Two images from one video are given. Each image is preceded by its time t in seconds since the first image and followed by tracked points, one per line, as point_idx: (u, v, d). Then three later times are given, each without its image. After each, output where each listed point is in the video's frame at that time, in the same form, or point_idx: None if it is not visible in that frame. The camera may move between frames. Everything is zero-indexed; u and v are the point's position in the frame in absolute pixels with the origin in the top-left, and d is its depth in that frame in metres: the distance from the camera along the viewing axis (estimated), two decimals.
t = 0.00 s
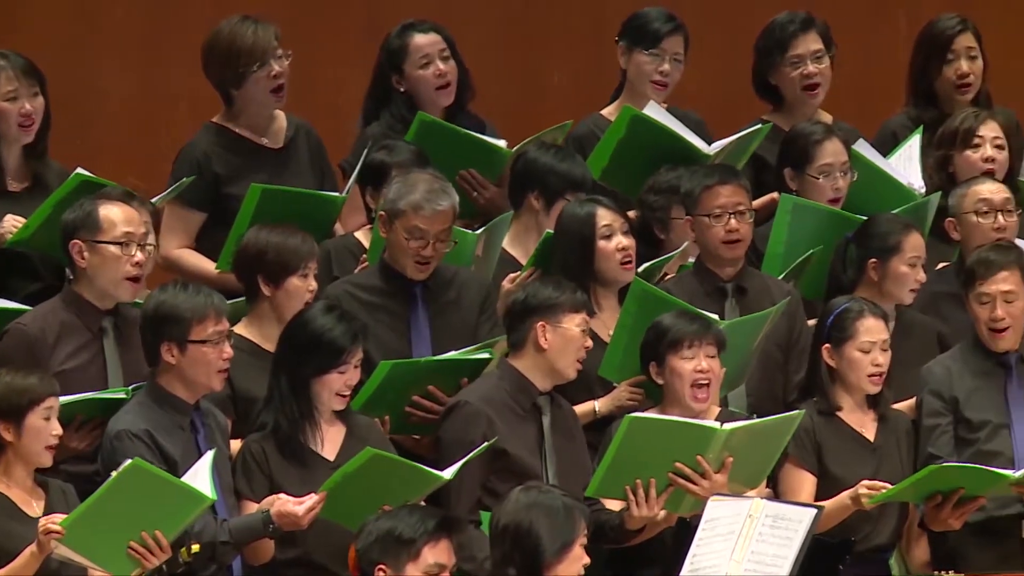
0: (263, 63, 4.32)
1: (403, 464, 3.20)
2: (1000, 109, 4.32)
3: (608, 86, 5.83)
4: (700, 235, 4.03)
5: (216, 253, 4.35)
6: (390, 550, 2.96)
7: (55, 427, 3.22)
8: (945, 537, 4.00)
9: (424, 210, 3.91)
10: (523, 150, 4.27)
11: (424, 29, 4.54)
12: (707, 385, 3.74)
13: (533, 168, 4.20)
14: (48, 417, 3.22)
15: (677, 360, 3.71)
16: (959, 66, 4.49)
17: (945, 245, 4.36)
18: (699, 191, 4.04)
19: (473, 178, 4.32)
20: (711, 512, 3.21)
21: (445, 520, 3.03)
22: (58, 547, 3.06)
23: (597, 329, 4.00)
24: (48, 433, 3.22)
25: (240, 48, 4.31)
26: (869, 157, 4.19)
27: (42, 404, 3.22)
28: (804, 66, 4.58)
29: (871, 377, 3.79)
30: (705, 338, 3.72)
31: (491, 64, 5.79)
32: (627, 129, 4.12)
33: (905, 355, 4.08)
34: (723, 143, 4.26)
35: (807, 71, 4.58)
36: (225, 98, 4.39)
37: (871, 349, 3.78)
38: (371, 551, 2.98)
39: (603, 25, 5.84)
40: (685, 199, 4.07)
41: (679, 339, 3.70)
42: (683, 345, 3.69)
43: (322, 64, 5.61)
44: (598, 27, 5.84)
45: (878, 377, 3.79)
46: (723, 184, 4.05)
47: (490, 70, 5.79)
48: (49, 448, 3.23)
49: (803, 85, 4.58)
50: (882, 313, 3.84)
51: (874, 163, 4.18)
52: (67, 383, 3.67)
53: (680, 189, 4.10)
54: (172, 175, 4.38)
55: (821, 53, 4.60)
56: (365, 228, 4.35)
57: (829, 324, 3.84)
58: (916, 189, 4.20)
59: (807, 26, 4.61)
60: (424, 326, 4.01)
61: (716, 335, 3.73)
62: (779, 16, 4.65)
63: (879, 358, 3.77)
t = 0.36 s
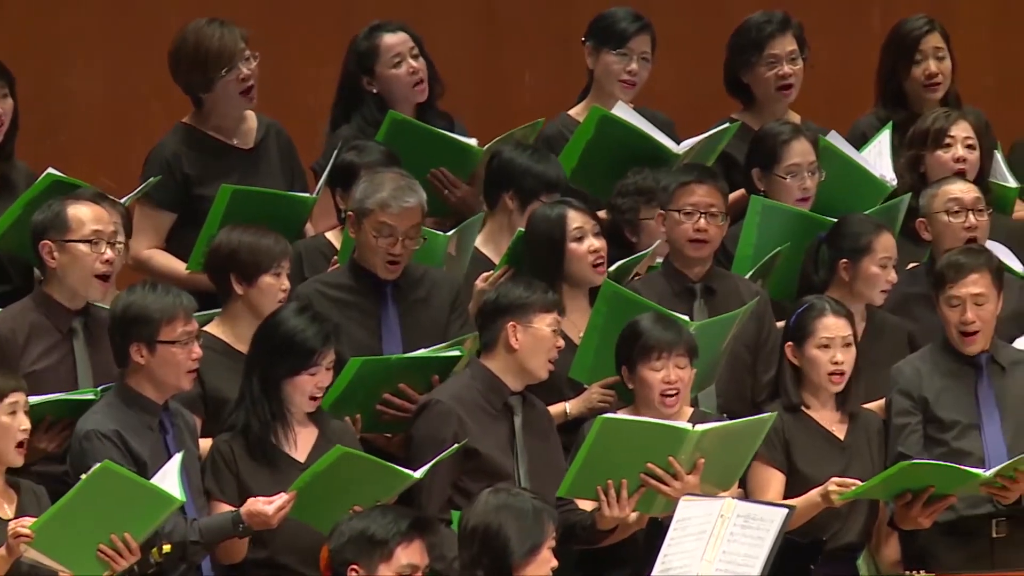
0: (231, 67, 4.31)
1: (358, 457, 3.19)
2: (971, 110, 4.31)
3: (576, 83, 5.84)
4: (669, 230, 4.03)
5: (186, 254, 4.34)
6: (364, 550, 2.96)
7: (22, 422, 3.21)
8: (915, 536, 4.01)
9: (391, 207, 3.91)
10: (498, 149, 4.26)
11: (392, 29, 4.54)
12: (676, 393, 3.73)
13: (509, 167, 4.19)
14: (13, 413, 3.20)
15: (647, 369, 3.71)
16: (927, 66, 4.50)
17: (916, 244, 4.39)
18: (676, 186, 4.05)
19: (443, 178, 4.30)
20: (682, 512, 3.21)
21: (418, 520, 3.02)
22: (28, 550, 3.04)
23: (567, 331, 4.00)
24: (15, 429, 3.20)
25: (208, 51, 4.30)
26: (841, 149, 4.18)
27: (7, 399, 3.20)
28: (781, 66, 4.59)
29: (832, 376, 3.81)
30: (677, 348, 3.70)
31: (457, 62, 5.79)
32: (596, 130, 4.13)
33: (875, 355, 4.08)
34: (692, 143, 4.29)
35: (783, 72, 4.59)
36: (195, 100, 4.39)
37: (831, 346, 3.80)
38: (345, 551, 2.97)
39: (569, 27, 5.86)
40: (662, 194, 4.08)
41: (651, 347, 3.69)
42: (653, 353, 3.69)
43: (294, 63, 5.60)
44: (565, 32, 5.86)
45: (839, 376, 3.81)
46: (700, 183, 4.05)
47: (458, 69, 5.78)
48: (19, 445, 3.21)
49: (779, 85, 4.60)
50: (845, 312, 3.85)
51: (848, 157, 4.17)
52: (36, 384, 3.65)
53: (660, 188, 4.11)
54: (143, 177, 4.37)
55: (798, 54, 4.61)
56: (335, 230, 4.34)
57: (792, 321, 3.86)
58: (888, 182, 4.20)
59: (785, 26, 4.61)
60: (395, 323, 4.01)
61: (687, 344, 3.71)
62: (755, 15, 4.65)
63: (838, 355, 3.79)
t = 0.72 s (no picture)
0: (216, 66, 4.31)
1: (342, 459, 3.18)
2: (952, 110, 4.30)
3: (553, 82, 5.85)
4: (648, 229, 4.03)
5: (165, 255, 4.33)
6: (339, 549, 2.95)
7: None
8: (893, 537, 4.01)
9: (373, 198, 3.93)
10: (484, 148, 4.27)
11: (372, 31, 4.53)
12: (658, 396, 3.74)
13: (491, 168, 4.19)
14: None
15: (630, 372, 3.72)
16: (906, 68, 4.51)
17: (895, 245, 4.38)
18: (656, 186, 4.05)
19: (423, 182, 4.30)
20: (662, 511, 3.21)
21: (394, 518, 3.02)
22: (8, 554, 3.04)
23: (546, 333, 4.00)
24: None
25: (192, 55, 4.31)
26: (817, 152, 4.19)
27: None
28: (763, 67, 4.58)
29: (811, 378, 3.82)
30: (661, 352, 3.71)
31: (436, 60, 5.78)
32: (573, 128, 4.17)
33: (854, 355, 4.08)
34: (668, 140, 4.31)
35: (765, 73, 4.59)
36: (176, 101, 4.38)
37: (811, 346, 3.80)
38: (320, 551, 2.96)
39: (547, 28, 5.86)
40: (642, 194, 4.07)
41: (636, 350, 3.70)
42: (638, 357, 3.70)
43: (275, 63, 5.60)
44: (541, 30, 5.86)
45: (818, 378, 3.82)
46: (680, 185, 4.05)
47: (438, 68, 5.78)
48: None
49: (763, 87, 4.59)
50: (826, 313, 3.85)
51: (826, 162, 4.18)
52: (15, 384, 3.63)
53: (639, 188, 4.11)
54: (123, 179, 4.37)
55: (780, 56, 4.61)
56: (314, 231, 4.34)
57: (772, 322, 3.85)
58: (866, 187, 4.19)
59: (768, 28, 4.61)
60: (374, 322, 4.00)
61: (672, 348, 3.72)
62: (740, 16, 4.64)
63: (817, 356, 3.80)
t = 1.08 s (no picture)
0: (188, 65, 4.32)
1: (326, 460, 3.18)
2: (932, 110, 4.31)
3: (534, 80, 5.87)
4: (630, 230, 4.04)
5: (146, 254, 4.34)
6: (334, 552, 2.77)
7: None
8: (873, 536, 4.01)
9: (357, 190, 3.95)
10: (462, 148, 4.27)
11: (354, 31, 4.54)
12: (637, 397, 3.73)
13: (470, 167, 4.19)
14: None
15: (609, 369, 3.71)
16: (887, 68, 4.51)
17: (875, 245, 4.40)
18: (638, 186, 4.06)
19: (402, 179, 4.31)
20: (642, 511, 3.23)
21: (391, 528, 2.83)
22: None
23: (525, 331, 4.00)
24: None
25: (164, 54, 4.31)
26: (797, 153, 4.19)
27: None
28: (744, 63, 4.59)
29: (794, 378, 3.80)
30: (641, 351, 3.70)
31: (420, 57, 5.78)
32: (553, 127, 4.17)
33: (833, 354, 4.08)
34: (648, 139, 4.32)
35: (747, 69, 4.59)
36: (155, 100, 4.39)
37: (792, 344, 3.80)
38: (313, 551, 2.78)
39: (527, 27, 5.89)
40: (624, 193, 4.08)
41: (616, 348, 3.69)
42: (617, 355, 3.69)
43: (258, 63, 5.60)
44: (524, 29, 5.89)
45: (800, 378, 3.81)
46: (663, 185, 4.06)
47: (423, 65, 5.78)
48: None
49: (744, 83, 4.59)
50: (805, 311, 3.85)
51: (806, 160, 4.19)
52: None
53: (618, 187, 4.11)
54: (104, 180, 4.38)
55: (761, 51, 4.61)
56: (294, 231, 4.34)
57: (752, 320, 3.84)
58: (848, 186, 4.19)
59: (748, 23, 4.62)
60: (356, 321, 3.99)
61: (652, 347, 3.71)
62: (718, 14, 4.66)
63: (799, 354, 3.79)
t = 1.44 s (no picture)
0: (172, 69, 4.32)
1: (310, 463, 3.19)
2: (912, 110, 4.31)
3: (519, 76, 5.88)
4: (612, 232, 4.02)
5: (129, 254, 4.35)
6: (301, 550, 2.87)
7: None
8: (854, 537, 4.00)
9: (342, 189, 3.90)
10: (439, 148, 4.27)
11: (349, 34, 4.53)
12: (617, 392, 3.72)
13: (448, 165, 4.19)
14: None
15: (589, 368, 3.70)
16: (869, 66, 4.51)
17: (857, 247, 4.33)
18: (623, 190, 4.03)
19: (382, 178, 4.30)
20: (623, 511, 3.20)
21: (356, 520, 2.93)
22: None
23: (503, 329, 3.99)
24: None
25: (149, 54, 4.31)
26: (782, 155, 4.17)
27: None
28: (729, 69, 4.58)
29: (781, 377, 3.78)
30: (622, 349, 3.69)
31: (401, 63, 5.79)
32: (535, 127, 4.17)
33: (814, 353, 4.07)
34: (631, 139, 4.30)
35: (731, 74, 4.59)
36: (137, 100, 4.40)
37: (784, 349, 3.76)
38: (281, 553, 2.88)
39: (508, 25, 5.88)
40: (608, 194, 4.06)
41: (597, 346, 3.68)
42: (598, 353, 3.68)
43: (237, 64, 5.61)
44: (505, 26, 5.88)
45: (788, 377, 3.78)
46: (647, 189, 4.03)
47: (404, 74, 5.79)
48: None
49: (726, 87, 4.59)
50: (798, 314, 3.82)
51: (784, 160, 4.16)
52: None
53: (600, 189, 4.13)
54: (88, 181, 4.39)
55: (745, 56, 4.61)
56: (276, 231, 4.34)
57: (744, 321, 3.82)
58: (829, 189, 4.18)
59: (734, 30, 4.61)
60: (339, 319, 3.94)
61: (634, 346, 3.70)
62: (704, 16, 4.65)
63: (790, 359, 3.76)
